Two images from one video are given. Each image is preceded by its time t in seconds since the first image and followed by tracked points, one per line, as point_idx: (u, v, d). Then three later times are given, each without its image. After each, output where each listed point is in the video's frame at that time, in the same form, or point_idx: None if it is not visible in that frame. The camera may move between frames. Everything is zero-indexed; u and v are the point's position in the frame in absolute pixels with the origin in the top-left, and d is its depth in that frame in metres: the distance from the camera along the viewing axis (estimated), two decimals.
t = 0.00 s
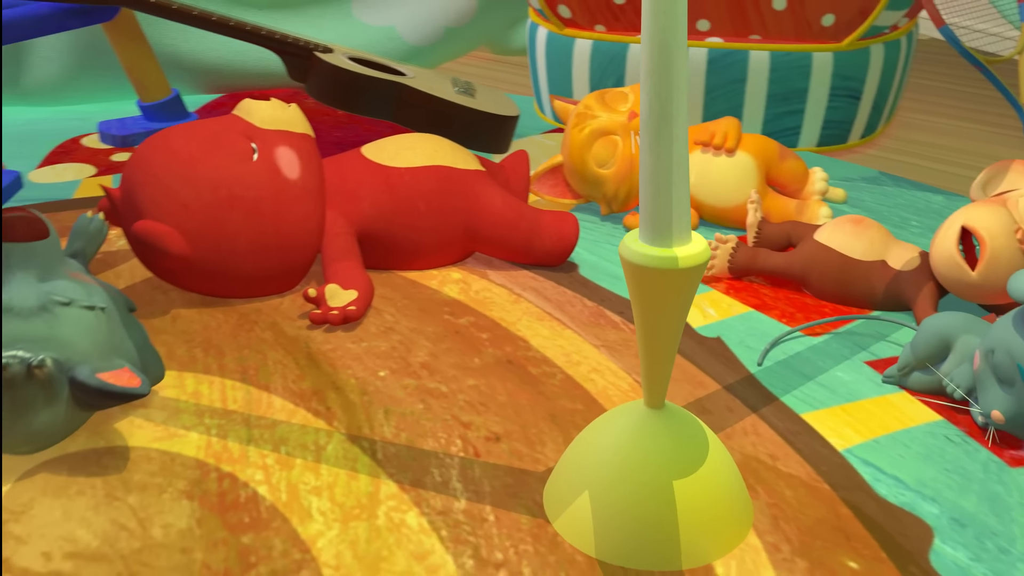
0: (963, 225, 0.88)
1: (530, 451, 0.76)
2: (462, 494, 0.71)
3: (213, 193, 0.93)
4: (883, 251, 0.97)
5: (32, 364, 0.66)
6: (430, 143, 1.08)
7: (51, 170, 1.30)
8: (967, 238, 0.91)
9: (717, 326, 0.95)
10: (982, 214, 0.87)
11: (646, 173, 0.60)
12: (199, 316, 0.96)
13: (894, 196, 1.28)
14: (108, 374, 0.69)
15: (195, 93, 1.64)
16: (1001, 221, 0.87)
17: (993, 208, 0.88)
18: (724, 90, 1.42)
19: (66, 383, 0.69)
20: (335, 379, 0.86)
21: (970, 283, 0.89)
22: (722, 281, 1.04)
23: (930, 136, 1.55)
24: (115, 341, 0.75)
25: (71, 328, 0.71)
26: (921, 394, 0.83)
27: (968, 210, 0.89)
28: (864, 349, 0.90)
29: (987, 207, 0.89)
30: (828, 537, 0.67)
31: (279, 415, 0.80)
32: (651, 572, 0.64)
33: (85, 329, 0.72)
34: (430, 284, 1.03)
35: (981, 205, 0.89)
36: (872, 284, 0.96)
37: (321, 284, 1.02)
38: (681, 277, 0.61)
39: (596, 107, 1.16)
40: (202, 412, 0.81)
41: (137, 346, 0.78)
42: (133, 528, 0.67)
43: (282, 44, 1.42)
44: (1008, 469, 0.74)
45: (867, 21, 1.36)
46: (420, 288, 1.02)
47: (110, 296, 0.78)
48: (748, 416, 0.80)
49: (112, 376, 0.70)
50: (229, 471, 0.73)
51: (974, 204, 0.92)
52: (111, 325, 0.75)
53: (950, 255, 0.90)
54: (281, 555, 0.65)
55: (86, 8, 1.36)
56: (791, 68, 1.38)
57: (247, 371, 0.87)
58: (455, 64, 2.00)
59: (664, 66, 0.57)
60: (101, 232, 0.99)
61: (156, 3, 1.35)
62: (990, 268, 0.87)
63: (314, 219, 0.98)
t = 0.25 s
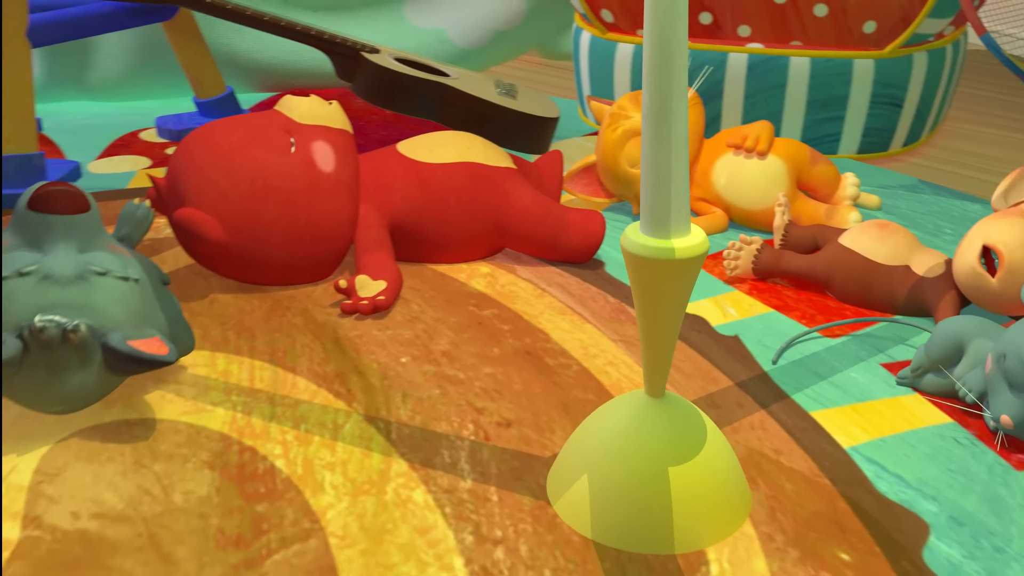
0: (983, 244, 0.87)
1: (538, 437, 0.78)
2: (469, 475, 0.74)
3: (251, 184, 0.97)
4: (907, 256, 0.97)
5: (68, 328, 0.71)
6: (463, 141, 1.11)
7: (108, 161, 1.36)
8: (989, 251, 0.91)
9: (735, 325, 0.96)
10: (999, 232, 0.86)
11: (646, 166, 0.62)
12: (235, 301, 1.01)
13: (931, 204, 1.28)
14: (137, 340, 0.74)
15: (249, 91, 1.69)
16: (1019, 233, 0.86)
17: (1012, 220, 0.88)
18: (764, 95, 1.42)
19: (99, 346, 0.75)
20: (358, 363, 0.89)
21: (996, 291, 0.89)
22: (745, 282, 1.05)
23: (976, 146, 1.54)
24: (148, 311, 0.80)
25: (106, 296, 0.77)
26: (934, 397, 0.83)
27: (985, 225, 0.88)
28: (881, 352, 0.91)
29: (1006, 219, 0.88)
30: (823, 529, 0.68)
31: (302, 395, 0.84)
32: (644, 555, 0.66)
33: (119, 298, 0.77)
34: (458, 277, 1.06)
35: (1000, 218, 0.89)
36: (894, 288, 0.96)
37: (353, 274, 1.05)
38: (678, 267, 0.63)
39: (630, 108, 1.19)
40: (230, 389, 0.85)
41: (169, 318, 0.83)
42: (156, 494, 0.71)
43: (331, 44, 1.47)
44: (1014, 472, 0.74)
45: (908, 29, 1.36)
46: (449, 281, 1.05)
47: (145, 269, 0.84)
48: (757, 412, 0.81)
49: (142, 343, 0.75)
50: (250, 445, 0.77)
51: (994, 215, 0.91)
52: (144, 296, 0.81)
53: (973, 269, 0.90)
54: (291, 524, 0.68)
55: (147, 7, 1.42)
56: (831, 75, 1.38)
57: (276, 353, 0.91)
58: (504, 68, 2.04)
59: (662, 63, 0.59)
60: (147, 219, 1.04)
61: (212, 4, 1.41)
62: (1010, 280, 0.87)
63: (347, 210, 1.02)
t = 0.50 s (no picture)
0: (1002, 257, 0.87)
1: (548, 422, 0.81)
2: (477, 454, 0.77)
3: (288, 176, 1.02)
4: (929, 260, 0.97)
5: (105, 302, 0.77)
6: (495, 138, 1.14)
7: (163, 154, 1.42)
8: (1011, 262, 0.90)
9: (753, 323, 0.97)
10: (1017, 245, 0.86)
11: (647, 158, 0.64)
12: (271, 286, 1.05)
13: (967, 212, 1.27)
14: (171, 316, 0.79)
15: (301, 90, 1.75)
16: None
17: None
18: (802, 101, 1.43)
19: (135, 321, 0.80)
20: (382, 347, 0.93)
21: (1016, 300, 0.89)
22: (768, 282, 1.06)
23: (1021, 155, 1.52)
24: (183, 290, 0.85)
25: (144, 274, 0.82)
26: (944, 398, 0.84)
27: (1004, 236, 0.88)
28: (896, 352, 0.92)
29: None
30: (817, 518, 0.69)
31: (326, 375, 0.88)
32: (637, 535, 0.68)
33: (155, 276, 0.82)
34: (486, 270, 1.09)
35: (1019, 228, 0.88)
36: (914, 291, 0.97)
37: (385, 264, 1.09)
38: (676, 257, 0.65)
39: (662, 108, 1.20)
40: (259, 368, 0.89)
41: (202, 297, 0.88)
42: (182, 460, 0.76)
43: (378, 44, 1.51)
44: (1016, 471, 0.74)
45: (950, 36, 1.35)
46: (477, 273, 1.08)
47: (182, 250, 0.89)
48: (764, 406, 0.83)
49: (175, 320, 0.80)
50: (273, 419, 0.81)
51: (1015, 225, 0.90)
52: (180, 276, 0.85)
53: (993, 279, 0.89)
54: (305, 492, 0.72)
55: (204, 7, 1.49)
56: (870, 81, 1.38)
57: (305, 336, 0.95)
58: (553, 71, 2.07)
59: (661, 61, 0.61)
60: (192, 206, 1.09)
61: (265, 4, 1.46)
62: None
63: (380, 203, 1.06)
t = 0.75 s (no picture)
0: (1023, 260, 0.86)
1: (558, 405, 0.84)
2: (487, 432, 0.80)
3: (324, 169, 1.06)
4: (949, 263, 0.97)
5: (144, 278, 0.82)
6: (526, 137, 1.18)
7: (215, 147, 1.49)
8: None
9: (770, 320, 0.99)
10: None
11: (649, 149, 0.67)
12: (307, 272, 1.10)
13: (1001, 219, 1.27)
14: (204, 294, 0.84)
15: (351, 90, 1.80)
16: None
17: None
18: (840, 106, 1.43)
19: (172, 297, 0.85)
20: (406, 332, 0.96)
21: None
22: (789, 281, 1.07)
23: None
24: (218, 271, 0.90)
25: (181, 254, 0.87)
26: (952, 396, 0.85)
27: None
28: (909, 351, 0.93)
29: None
30: (810, 504, 0.71)
31: (351, 356, 0.92)
32: (633, 513, 0.71)
33: (192, 257, 0.87)
34: (513, 263, 1.13)
35: None
36: (932, 292, 0.98)
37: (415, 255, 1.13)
38: (675, 246, 0.68)
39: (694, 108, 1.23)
40: (289, 347, 0.93)
41: (237, 280, 0.93)
42: (209, 429, 0.80)
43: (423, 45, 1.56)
44: (1015, 468, 0.75)
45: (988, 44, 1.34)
46: (504, 266, 1.12)
47: (220, 235, 0.94)
48: (771, 398, 0.85)
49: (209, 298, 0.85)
50: (298, 394, 0.85)
51: None
52: (216, 258, 0.90)
53: (1011, 283, 0.88)
54: (321, 462, 0.76)
55: (258, 8, 1.55)
56: (908, 87, 1.38)
57: (334, 319, 0.99)
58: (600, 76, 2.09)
59: (663, 58, 0.63)
60: (236, 195, 1.15)
61: (316, 5, 1.52)
62: None
63: (411, 196, 1.10)
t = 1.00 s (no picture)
0: None
1: (570, 389, 0.87)
2: (498, 412, 0.84)
3: (360, 164, 1.11)
4: (966, 263, 0.99)
5: (183, 257, 0.87)
6: (556, 135, 1.22)
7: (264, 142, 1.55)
8: None
9: (786, 316, 1.01)
10: None
11: (654, 141, 0.70)
12: (342, 261, 1.15)
13: None
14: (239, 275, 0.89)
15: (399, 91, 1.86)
16: None
17: None
18: (875, 112, 1.44)
19: (209, 277, 0.90)
20: (431, 318, 1.01)
21: None
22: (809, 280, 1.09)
23: None
24: (254, 255, 0.95)
25: (219, 237, 0.92)
26: (958, 392, 0.86)
27: None
28: (921, 349, 0.94)
29: None
30: (804, 488, 0.73)
31: (377, 338, 0.96)
32: (631, 489, 0.74)
33: (229, 240, 0.93)
34: (540, 257, 1.16)
35: None
36: (949, 293, 0.99)
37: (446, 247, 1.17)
38: (675, 234, 0.71)
39: (725, 111, 1.24)
40: (319, 329, 0.98)
41: (271, 264, 0.98)
42: (238, 400, 0.85)
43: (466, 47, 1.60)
44: (1013, 461, 0.77)
45: None
46: (532, 259, 1.15)
47: (257, 221, 0.99)
48: (779, 389, 0.87)
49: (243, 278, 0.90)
50: (323, 371, 0.90)
51: None
52: (252, 242, 0.96)
53: None
54: (340, 433, 0.80)
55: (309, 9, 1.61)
56: (943, 94, 1.38)
57: (364, 304, 1.04)
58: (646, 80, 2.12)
59: (665, 54, 0.67)
60: (279, 186, 1.20)
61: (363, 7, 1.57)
62: None
63: (443, 191, 1.14)
